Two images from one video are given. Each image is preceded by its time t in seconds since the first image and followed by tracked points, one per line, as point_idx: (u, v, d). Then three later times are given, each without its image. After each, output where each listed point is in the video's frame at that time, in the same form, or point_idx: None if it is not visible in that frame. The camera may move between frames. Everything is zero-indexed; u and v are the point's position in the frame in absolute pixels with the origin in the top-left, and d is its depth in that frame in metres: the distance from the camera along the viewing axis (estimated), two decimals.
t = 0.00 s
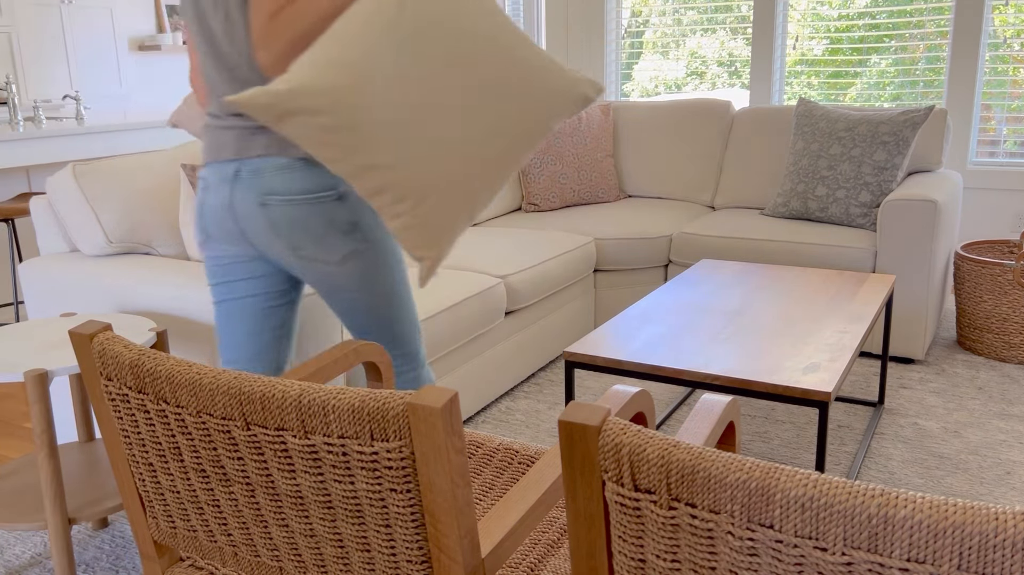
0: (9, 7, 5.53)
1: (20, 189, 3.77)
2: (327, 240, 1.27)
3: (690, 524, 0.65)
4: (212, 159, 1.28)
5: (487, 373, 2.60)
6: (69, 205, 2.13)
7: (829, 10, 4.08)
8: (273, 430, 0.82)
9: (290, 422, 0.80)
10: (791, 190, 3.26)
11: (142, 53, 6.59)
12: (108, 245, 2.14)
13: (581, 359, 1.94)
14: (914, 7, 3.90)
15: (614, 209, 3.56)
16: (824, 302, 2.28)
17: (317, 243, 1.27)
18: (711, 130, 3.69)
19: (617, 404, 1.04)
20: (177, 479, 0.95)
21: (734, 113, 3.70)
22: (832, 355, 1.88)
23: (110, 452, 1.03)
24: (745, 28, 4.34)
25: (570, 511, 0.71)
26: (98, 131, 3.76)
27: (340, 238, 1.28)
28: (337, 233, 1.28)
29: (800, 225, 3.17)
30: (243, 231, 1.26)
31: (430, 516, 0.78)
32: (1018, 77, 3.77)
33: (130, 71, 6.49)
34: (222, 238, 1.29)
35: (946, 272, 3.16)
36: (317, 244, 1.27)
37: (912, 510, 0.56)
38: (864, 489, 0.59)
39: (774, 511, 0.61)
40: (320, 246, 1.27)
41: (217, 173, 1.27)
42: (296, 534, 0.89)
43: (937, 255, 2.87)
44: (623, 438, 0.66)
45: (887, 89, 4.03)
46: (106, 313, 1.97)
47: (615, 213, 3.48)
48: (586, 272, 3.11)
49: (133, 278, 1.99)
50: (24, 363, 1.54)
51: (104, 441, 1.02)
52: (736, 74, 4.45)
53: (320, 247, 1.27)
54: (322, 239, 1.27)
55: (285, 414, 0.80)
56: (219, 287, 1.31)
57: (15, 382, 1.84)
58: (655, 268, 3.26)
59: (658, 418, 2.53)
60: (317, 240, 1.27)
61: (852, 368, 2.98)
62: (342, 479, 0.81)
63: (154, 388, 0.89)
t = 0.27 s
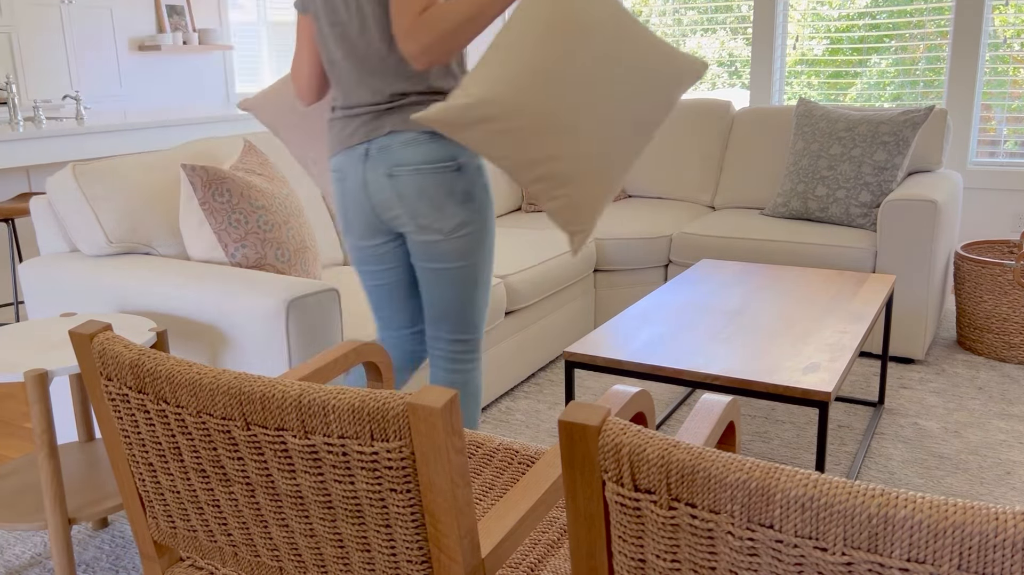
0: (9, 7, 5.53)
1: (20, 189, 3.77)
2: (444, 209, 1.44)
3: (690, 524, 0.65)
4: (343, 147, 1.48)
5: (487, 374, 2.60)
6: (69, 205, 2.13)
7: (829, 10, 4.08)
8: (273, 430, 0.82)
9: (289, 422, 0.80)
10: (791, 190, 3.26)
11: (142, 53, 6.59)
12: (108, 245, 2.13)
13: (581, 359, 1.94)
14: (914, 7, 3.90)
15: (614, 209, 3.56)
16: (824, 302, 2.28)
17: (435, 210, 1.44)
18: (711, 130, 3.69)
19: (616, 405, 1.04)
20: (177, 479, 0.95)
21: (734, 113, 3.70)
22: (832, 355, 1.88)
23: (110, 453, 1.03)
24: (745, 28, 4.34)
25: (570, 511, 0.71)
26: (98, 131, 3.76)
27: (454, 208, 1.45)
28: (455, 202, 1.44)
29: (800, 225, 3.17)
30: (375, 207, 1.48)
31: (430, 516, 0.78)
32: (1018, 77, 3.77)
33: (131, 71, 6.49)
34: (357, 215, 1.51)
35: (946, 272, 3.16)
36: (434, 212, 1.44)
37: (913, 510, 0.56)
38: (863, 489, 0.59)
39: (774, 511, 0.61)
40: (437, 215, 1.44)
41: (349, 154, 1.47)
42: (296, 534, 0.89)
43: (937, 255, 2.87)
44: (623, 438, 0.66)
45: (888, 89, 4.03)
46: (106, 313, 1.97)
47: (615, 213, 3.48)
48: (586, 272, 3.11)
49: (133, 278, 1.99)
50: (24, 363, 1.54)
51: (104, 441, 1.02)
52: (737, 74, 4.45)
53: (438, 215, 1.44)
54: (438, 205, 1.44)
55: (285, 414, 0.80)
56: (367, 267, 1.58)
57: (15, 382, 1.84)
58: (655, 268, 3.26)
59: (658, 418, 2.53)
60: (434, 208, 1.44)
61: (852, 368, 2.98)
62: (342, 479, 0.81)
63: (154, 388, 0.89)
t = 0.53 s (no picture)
0: (9, 7, 5.54)
1: (20, 189, 3.77)
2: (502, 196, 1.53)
3: (690, 524, 0.65)
4: (411, 138, 1.57)
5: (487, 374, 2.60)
6: (69, 204, 2.13)
7: (829, 11, 4.09)
8: (273, 430, 0.82)
9: (290, 422, 0.80)
10: (791, 190, 3.26)
11: (142, 53, 6.59)
12: (108, 245, 2.12)
13: (582, 359, 1.94)
14: (914, 7, 3.90)
15: (614, 209, 3.56)
16: (823, 302, 2.28)
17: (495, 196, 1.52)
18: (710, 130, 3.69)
19: (616, 405, 1.04)
20: (177, 479, 0.95)
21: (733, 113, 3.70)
22: (832, 355, 1.88)
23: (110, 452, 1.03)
24: (745, 28, 4.34)
25: (570, 510, 0.71)
26: (98, 131, 3.76)
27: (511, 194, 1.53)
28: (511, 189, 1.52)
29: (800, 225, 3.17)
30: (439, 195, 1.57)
31: (430, 516, 0.78)
32: (1018, 77, 3.77)
33: (131, 71, 6.50)
34: (424, 201, 1.60)
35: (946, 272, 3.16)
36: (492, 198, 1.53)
37: (912, 510, 0.56)
38: (863, 489, 0.59)
39: (774, 511, 0.61)
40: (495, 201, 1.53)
41: (418, 145, 1.56)
42: (296, 534, 0.89)
43: (937, 255, 2.87)
44: (623, 438, 0.66)
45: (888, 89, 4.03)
46: (106, 313, 1.97)
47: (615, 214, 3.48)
48: (586, 272, 3.11)
49: (133, 278, 1.99)
50: (25, 363, 1.54)
51: (103, 441, 1.02)
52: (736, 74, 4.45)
53: (496, 202, 1.53)
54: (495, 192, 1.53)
55: (286, 414, 0.80)
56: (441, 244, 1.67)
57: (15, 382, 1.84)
58: (655, 268, 3.26)
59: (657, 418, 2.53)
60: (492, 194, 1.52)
61: (852, 368, 2.98)
62: (342, 479, 0.81)
63: (154, 388, 0.89)
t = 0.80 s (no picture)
0: (9, 7, 5.53)
1: (20, 190, 3.78)
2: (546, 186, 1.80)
3: (690, 524, 0.65)
4: (467, 127, 1.83)
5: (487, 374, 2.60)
6: (69, 205, 2.13)
7: (829, 10, 4.08)
8: (273, 430, 0.82)
9: (290, 422, 0.80)
10: (791, 189, 3.26)
11: (142, 53, 6.59)
12: (107, 245, 2.13)
13: (582, 359, 1.94)
14: (914, 7, 3.90)
15: (614, 209, 3.56)
16: (823, 302, 2.28)
17: (538, 186, 1.80)
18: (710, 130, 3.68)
19: (616, 405, 1.04)
20: (177, 479, 0.95)
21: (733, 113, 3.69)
22: (832, 355, 1.88)
23: (109, 452, 1.03)
24: (745, 28, 4.34)
25: (570, 510, 0.71)
26: (98, 131, 3.76)
27: (555, 182, 1.81)
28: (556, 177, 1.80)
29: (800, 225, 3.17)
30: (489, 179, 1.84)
31: (430, 516, 0.78)
32: (1018, 77, 3.77)
33: (131, 71, 6.50)
34: (473, 182, 1.87)
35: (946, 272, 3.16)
36: (536, 186, 1.80)
37: (912, 510, 0.56)
38: (863, 488, 0.59)
39: (774, 511, 0.61)
40: (541, 187, 1.80)
41: (471, 132, 1.83)
42: (296, 534, 0.89)
43: (937, 255, 2.87)
44: (623, 438, 0.66)
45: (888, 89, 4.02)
46: (106, 313, 1.97)
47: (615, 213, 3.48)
48: (586, 272, 3.11)
49: (133, 278, 1.99)
50: (24, 363, 1.54)
51: (103, 441, 1.02)
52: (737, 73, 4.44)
53: (540, 191, 1.81)
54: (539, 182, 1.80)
55: (286, 414, 0.80)
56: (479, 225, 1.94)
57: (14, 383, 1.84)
58: (655, 268, 3.26)
59: (657, 418, 2.53)
60: (536, 182, 1.80)
61: (852, 368, 2.98)
62: (342, 479, 0.81)
63: (154, 388, 0.89)
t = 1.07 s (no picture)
0: (9, 8, 5.53)
1: (20, 190, 3.78)
2: (586, 177, 2.08)
3: (690, 524, 0.65)
4: (508, 117, 2.12)
5: (487, 374, 2.60)
6: (69, 205, 2.13)
7: (829, 10, 4.08)
8: (273, 430, 0.82)
9: (290, 422, 0.80)
10: (791, 189, 3.26)
11: (142, 53, 6.59)
12: (107, 245, 2.13)
13: (582, 359, 1.94)
14: (914, 7, 3.90)
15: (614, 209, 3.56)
16: (823, 302, 2.28)
17: (579, 176, 2.08)
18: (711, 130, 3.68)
19: (615, 405, 1.04)
20: (177, 479, 0.95)
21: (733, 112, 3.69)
22: (831, 355, 1.88)
23: (109, 452, 1.03)
24: (745, 28, 4.34)
25: (570, 510, 0.72)
26: (97, 131, 3.76)
27: (594, 173, 2.09)
28: (593, 169, 2.08)
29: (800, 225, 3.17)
30: (528, 166, 2.11)
31: (430, 516, 0.78)
32: (1018, 77, 3.78)
33: (131, 71, 6.50)
34: (511, 168, 2.15)
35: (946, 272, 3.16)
36: (577, 176, 2.08)
37: (912, 510, 0.56)
38: (863, 488, 0.59)
39: (774, 511, 0.61)
40: (579, 177, 2.08)
41: (512, 124, 2.12)
42: (296, 534, 0.89)
43: (937, 255, 2.87)
44: (623, 438, 0.66)
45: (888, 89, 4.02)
46: (106, 313, 1.97)
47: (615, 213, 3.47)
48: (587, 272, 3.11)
49: (133, 278, 1.99)
50: (24, 363, 1.54)
51: (104, 441, 1.02)
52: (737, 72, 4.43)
53: (581, 180, 2.08)
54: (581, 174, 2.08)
55: (285, 414, 0.80)
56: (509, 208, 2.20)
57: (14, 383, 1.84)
58: (655, 268, 3.26)
59: (657, 418, 2.53)
60: (577, 173, 2.07)
61: (852, 368, 2.98)
62: (342, 479, 0.81)
63: (154, 388, 0.89)
